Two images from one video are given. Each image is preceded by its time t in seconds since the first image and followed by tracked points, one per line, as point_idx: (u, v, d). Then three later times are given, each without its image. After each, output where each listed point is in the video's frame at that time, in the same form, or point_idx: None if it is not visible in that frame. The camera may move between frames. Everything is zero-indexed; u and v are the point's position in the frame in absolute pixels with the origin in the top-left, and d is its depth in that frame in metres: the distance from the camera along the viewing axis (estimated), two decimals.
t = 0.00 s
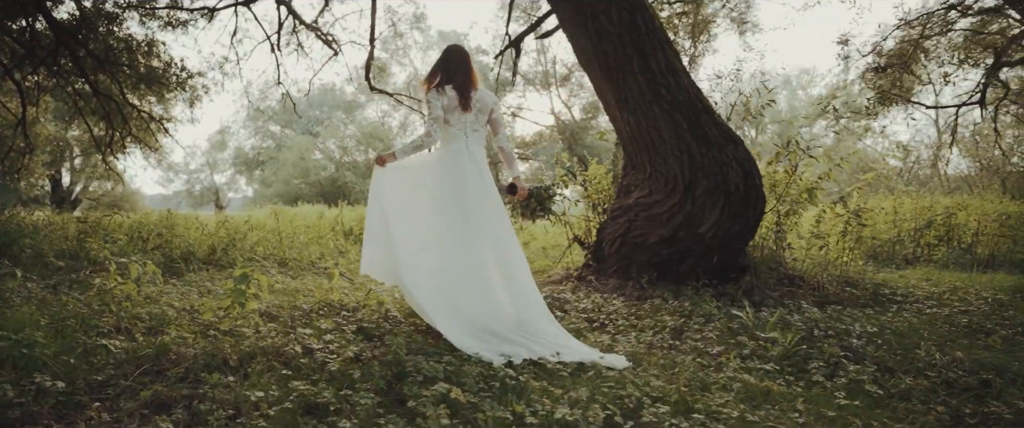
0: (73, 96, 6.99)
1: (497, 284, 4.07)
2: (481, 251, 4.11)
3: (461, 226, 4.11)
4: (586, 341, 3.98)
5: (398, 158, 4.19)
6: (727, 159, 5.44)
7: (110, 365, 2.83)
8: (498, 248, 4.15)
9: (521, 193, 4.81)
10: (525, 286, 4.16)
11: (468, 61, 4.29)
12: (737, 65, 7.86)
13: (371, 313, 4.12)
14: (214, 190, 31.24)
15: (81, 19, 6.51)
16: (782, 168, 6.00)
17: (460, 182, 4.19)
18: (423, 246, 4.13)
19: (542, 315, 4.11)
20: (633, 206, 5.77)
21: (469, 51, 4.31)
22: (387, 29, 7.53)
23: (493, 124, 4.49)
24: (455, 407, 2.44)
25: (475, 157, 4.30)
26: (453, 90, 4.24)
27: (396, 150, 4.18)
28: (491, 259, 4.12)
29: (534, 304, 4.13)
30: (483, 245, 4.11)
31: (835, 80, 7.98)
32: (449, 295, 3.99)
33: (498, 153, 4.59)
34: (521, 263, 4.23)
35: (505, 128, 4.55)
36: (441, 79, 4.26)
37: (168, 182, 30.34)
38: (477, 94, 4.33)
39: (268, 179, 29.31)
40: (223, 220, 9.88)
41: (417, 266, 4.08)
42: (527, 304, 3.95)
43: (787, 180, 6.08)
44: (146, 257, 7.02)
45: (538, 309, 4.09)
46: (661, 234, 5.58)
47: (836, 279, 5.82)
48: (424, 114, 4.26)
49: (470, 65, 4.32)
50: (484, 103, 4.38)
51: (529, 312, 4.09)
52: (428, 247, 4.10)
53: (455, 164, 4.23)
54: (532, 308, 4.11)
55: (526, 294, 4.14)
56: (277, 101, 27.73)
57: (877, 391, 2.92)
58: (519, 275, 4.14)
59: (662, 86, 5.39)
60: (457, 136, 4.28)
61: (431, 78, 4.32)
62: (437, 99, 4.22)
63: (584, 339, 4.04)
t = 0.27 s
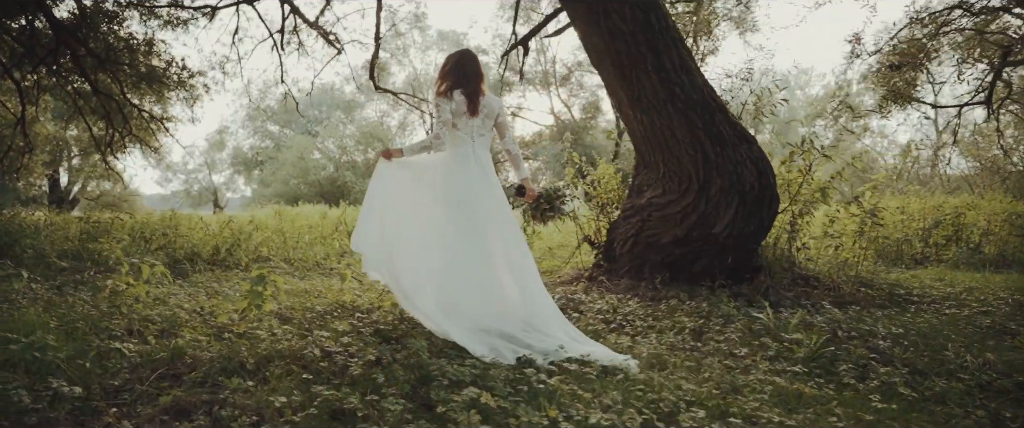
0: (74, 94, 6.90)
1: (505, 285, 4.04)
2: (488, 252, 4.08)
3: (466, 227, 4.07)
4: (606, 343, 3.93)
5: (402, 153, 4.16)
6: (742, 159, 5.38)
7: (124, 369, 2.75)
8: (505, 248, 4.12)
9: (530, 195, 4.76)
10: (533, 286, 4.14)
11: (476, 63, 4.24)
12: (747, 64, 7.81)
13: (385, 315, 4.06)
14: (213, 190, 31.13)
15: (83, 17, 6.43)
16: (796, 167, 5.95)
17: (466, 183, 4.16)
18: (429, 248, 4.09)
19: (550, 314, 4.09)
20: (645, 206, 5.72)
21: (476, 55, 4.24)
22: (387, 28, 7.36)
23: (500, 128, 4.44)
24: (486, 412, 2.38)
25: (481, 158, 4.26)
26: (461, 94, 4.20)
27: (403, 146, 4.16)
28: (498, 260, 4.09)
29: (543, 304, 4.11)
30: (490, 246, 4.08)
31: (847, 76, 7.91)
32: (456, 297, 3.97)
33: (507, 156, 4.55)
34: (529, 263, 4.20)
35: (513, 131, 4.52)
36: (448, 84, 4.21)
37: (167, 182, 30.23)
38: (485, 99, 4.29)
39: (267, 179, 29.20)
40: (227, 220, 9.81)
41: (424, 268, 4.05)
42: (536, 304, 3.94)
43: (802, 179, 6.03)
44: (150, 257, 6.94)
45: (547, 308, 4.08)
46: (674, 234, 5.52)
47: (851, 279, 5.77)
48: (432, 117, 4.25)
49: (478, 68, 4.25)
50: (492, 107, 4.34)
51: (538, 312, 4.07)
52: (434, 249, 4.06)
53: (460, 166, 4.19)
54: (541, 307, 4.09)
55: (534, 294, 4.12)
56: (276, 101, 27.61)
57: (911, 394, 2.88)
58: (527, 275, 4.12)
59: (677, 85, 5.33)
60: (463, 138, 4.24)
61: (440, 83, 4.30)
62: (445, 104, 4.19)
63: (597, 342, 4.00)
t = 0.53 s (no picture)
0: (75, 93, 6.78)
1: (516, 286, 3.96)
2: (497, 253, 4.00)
3: (474, 229, 4.00)
4: (627, 347, 3.86)
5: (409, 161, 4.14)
6: (757, 159, 5.31)
7: (139, 376, 2.65)
8: (514, 250, 4.06)
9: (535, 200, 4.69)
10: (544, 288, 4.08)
11: (483, 66, 4.22)
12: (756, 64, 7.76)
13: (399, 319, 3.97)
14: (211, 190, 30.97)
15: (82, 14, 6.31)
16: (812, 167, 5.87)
17: (474, 185, 4.10)
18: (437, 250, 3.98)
19: (562, 316, 4.02)
20: (659, 207, 5.64)
21: (484, 58, 4.21)
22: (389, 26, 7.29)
23: (505, 131, 4.44)
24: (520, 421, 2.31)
25: (487, 161, 4.23)
26: (470, 97, 4.20)
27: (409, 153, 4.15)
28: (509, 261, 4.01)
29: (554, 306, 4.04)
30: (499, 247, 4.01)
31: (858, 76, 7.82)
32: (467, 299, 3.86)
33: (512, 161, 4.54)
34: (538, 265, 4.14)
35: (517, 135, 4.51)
36: (457, 87, 4.22)
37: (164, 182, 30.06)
38: (493, 101, 4.29)
39: (266, 179, 29.06)
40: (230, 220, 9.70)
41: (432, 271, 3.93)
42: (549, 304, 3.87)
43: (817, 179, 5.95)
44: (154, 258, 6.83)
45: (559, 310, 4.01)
46: (690, 235, 5.45)
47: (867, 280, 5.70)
48: (440, 119, 4.25)
49: (486, 71, 4.23)
50: (499, 110, 4.34)
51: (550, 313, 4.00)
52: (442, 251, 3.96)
53: (467, 168, 4.14)
54: (553, 309, 4.02)
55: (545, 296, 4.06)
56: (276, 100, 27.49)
57: (950, 401, 2.83)
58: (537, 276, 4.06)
59: (691, 84, 5.25)
60: (469, 141, 4.21)
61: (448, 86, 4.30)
62: (452, 107, 4.20)
63: (610, 343, 3.94)
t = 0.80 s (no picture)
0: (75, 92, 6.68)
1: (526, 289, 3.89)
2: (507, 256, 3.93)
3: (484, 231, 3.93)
4: (648, 350, 3.80)
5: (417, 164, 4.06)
6: (772, 160, 5.24)
7: (155, 383, 2.58)
8: (524, 252, 3.99)
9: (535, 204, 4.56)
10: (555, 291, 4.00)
11: (491, 68, 4.17)
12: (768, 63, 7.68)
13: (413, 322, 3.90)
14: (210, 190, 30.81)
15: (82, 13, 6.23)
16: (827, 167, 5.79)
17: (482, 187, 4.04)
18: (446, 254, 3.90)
19: (574, 319, 3.94)
20: (673, 208, 5.56)
21: (490, 59, 4.15)
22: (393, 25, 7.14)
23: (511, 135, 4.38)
24: None
25: (495, 163, 4.17)
26: (478, 98, 4.15)
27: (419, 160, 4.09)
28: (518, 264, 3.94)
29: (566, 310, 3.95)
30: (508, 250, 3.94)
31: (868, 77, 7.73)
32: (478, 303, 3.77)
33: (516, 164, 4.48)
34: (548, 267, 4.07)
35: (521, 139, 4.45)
36: (465, 88, 4.16)
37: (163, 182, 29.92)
38: (501, 103, 4.23)
39: (266, 178, 28.92)
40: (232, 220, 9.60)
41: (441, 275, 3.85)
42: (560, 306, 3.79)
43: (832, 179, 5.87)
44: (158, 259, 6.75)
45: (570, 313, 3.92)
46: (704, 236, 5.38)
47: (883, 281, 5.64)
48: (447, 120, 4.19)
49: (492, 71, 4.17)
50: (506, 113, 4.28)
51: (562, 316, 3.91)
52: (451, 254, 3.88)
53: (475, 170, 4.08)
54: (564, 311, 3.94)
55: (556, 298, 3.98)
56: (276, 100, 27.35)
57: (989, 407, 2.79)
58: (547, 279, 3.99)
59: (707, 83, 5.18)
60: (477, 143, 4.16)
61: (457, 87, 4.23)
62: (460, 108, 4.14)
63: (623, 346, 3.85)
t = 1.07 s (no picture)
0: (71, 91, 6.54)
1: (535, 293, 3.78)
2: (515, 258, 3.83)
3: (493, 233, 3.83)
4: (667, 355, 3.72)
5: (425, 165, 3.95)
6: (785, 161, 5.17)
7: (167, 394, 2.48)
8: (532, 255, 3.89)
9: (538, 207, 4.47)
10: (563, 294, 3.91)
11: (498, 67, 4.09)
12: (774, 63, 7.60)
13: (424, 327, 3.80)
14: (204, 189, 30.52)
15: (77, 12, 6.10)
16: (839, 169, 5.72)
17: (490, 188, 3.95)
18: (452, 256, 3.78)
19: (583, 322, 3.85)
20: (684, 209, 5.48)
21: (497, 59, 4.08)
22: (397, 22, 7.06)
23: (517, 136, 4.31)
24: None
25: (503, 164, 4.08)
26: (485, 98, 4.07)
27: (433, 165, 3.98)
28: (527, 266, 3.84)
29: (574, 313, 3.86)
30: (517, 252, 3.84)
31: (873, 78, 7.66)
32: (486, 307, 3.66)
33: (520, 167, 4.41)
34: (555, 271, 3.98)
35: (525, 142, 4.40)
36: (473, 87, 4.08)
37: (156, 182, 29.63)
38: (508, 103, 4.17)
39: (261, 178, 28.68)
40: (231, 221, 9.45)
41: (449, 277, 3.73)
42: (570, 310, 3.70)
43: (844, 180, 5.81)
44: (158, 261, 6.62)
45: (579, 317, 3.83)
46: (717, 238, 5.30)
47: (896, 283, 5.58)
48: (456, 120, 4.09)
49: (499, 71, 4.10)
50: (513, 113, 4.22)
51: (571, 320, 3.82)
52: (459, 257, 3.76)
53: (483, 170, 3.98)
54: (573, 315, 3.85)
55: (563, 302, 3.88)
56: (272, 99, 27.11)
57: None
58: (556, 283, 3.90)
59: (720, 83, 5.10)
60: (484, 143, 4.06)
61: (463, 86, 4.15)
62: (469, 108, 4.05)
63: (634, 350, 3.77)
